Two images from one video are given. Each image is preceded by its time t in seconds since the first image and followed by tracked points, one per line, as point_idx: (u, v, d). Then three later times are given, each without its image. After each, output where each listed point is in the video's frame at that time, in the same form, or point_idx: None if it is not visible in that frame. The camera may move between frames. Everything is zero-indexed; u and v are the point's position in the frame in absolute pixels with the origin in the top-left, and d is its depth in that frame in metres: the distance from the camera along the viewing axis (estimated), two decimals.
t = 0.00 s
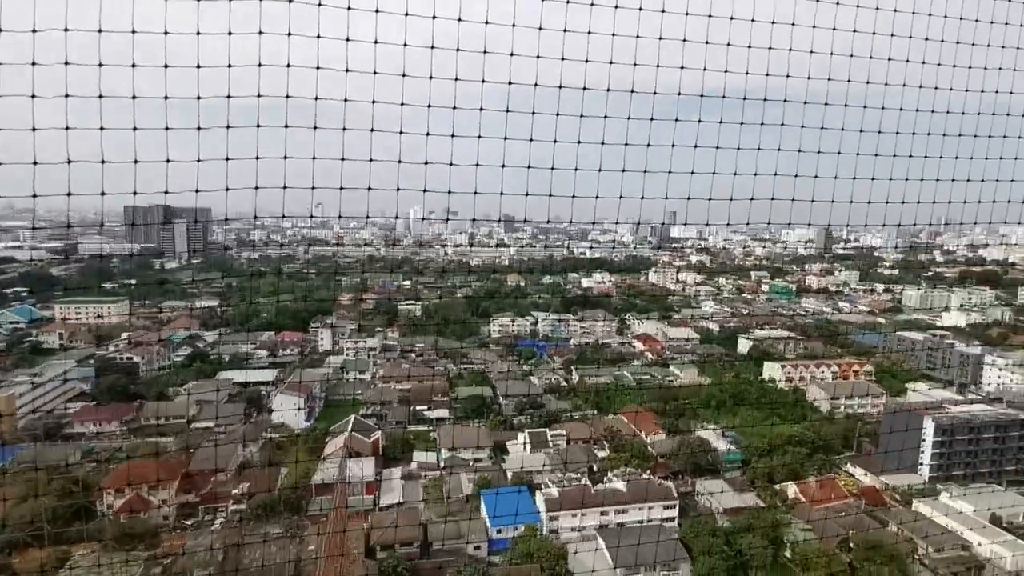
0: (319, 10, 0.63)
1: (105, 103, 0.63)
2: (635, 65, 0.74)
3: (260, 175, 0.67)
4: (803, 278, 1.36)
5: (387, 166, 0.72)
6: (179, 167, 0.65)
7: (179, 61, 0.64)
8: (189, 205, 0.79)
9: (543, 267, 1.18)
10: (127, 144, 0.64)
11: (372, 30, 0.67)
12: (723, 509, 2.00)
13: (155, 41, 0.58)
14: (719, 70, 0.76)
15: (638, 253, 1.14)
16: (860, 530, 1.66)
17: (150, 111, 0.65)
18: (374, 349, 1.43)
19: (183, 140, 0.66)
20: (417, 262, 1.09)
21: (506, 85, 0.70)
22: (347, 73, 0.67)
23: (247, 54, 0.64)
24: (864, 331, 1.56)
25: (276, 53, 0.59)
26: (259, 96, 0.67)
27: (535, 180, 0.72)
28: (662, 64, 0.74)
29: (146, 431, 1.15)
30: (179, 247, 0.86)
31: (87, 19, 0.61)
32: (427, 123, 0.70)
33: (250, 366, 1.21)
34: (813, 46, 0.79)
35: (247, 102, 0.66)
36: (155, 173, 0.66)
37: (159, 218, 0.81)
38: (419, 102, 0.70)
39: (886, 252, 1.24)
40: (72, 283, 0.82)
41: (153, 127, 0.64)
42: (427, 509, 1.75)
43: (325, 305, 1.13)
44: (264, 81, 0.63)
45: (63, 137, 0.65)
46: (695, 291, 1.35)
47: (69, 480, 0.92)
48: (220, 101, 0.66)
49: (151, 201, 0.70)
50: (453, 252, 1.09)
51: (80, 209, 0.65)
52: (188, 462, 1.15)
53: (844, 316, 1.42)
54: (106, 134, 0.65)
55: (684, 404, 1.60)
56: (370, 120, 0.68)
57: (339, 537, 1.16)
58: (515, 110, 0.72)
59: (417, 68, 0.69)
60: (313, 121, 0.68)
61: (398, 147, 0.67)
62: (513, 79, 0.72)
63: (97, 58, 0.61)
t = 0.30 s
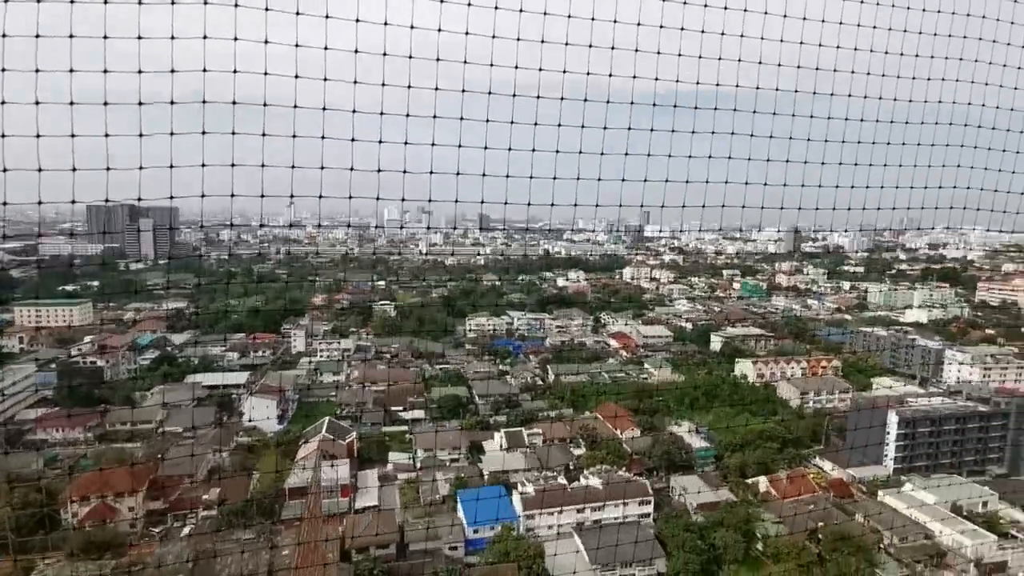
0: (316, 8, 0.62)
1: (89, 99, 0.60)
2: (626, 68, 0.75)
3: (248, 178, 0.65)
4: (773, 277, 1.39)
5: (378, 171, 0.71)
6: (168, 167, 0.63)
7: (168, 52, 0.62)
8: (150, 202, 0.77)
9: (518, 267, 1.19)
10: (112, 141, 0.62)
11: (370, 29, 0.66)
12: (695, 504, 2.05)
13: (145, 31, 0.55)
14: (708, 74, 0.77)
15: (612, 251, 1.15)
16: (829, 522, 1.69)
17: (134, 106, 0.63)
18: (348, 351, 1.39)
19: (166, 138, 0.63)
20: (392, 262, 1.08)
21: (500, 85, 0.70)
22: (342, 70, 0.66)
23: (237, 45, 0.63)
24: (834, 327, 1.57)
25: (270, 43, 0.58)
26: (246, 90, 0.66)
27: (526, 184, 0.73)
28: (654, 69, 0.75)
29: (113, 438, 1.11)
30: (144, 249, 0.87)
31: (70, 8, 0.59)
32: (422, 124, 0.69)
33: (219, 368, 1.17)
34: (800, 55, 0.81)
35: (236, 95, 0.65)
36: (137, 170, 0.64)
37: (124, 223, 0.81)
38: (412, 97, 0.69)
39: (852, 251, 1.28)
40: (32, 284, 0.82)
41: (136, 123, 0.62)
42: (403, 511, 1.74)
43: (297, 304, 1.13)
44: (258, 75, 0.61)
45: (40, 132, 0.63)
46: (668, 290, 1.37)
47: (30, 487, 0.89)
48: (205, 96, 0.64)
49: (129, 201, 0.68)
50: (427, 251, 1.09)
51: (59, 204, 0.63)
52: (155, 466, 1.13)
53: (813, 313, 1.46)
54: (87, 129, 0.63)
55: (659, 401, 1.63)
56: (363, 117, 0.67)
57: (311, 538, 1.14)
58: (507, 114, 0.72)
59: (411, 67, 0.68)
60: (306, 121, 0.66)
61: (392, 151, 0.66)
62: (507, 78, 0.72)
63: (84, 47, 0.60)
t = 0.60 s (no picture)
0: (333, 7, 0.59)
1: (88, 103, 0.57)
2: (633, 68, 0.74)
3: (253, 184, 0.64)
4: (744, 275, 1.41)
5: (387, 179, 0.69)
6: (169, 172, 0.61)
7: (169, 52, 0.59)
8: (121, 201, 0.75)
9: (493, 266, 1.19)
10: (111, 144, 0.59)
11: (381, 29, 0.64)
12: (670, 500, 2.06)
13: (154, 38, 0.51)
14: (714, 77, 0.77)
15: (588, 251, 1.16)
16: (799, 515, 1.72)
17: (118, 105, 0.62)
18: (322, 352, 1.34)
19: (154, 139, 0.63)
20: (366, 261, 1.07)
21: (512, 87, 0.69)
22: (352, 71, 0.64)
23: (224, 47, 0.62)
24: (802, 324, 1.64)
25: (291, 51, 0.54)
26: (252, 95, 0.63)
27: (527, 186, 0.74)
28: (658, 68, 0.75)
29: (75, 444, 1.04)
30: (108, 250, 0.83)
31: (66, 5, 0.56)
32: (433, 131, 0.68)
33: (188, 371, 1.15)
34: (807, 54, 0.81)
35: (243, 100, 0.62)
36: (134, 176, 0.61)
37: (87, 224, 0.77)
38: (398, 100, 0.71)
39: (819, 249, 1.31)
40: None
41: (138, 128, 0.59)
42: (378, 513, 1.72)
43: (268, 305, 1.04)
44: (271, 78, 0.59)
45: (26, 134, 0.59)
46: (642, 288, 1.38)
47: None
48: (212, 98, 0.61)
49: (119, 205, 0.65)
50: (401, 249, 1.07)
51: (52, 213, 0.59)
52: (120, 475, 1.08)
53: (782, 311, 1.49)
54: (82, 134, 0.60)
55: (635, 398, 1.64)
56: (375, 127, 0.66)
57: (286, 540, 1.12)
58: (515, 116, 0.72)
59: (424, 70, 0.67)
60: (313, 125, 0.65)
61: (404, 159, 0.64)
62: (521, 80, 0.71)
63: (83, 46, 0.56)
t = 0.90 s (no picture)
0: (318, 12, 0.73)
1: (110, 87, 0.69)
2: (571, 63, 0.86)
3: (246, 159, 0.74)
4: (715, 274, 1.45)
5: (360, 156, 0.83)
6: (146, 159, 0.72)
7: (178, 47, 0.71)
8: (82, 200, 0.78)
9: (469, 266, 1.19)
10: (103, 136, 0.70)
11: (357, 33, 0.77)
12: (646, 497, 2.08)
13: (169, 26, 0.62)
14: (642, 70, 0.90)
15: (563, 249, 1.18)
16: (769, 507, 1.80)
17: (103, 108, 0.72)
18: (293, 353, 1.30)
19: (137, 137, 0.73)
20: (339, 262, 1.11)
21: (469, 80, 0.82)
22: (333, 65, 0.78)
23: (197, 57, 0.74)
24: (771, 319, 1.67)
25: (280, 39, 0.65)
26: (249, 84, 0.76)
27: (466, 174, 0.87)
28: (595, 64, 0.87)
29: (37, 450, 1.01)
30: (70, 251, 0.86)
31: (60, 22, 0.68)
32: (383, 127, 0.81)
33: (154, 375, 1.11)
34: (716, 56, 0.97)
35: (240, 86, 0.75)
36: (144, 152, 0.72)
37: (46, 220, 0.80)
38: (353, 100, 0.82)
39: (787, 247, 1.35)
40: None
41: (150, 109, 0.70)
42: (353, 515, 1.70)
43: (239, 307, 1.06)
44: (264, 64, 0.70)
45: (56, 116, 0.71)
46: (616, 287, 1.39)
47: None
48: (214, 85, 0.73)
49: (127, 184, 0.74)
50: (375, 248, 1.10)
51: (67, 180, 0.69)
52: (88, 479, 1.07)
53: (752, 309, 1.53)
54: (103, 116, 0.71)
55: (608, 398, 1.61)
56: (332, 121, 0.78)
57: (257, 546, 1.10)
58: (470, 104, 0.84)
59: (392, 66, 0.80)
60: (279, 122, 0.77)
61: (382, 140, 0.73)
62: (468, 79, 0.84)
63: (109, 39, 0.68)
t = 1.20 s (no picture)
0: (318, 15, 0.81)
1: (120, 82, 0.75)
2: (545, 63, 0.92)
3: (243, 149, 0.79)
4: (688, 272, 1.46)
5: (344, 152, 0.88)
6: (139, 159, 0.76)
7: (186, 46, 0.77)
8: (46, 201, 0.77)
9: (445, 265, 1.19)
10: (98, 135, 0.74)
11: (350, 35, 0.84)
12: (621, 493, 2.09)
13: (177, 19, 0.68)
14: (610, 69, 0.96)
15: (538, 249, 1.19)
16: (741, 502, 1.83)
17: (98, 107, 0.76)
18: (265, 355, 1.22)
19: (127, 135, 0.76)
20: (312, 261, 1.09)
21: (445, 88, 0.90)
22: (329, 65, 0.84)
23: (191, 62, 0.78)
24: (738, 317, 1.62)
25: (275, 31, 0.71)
26: (249, 84, 0.82)
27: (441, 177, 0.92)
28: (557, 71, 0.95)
29: None
30: (29, 251, 0.84)
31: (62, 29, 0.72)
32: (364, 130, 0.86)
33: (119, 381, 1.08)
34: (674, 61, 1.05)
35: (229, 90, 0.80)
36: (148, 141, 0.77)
37: (6, 220, 0.78)
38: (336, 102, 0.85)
39: (758, 246, 1.39)
40: None
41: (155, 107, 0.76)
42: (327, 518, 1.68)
43: (209, 309, 1.02)
44: (264, 58, 0.75)
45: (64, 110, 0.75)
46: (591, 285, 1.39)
47: None
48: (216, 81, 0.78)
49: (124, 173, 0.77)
50: (349, 249, 1.10)
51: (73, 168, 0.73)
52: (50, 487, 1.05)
53: (725, 306, 1.55)
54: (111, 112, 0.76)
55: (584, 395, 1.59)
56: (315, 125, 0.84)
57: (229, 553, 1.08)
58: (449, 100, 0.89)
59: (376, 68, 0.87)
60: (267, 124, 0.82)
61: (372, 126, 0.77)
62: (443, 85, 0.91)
63: (118, 43, 0.73)
